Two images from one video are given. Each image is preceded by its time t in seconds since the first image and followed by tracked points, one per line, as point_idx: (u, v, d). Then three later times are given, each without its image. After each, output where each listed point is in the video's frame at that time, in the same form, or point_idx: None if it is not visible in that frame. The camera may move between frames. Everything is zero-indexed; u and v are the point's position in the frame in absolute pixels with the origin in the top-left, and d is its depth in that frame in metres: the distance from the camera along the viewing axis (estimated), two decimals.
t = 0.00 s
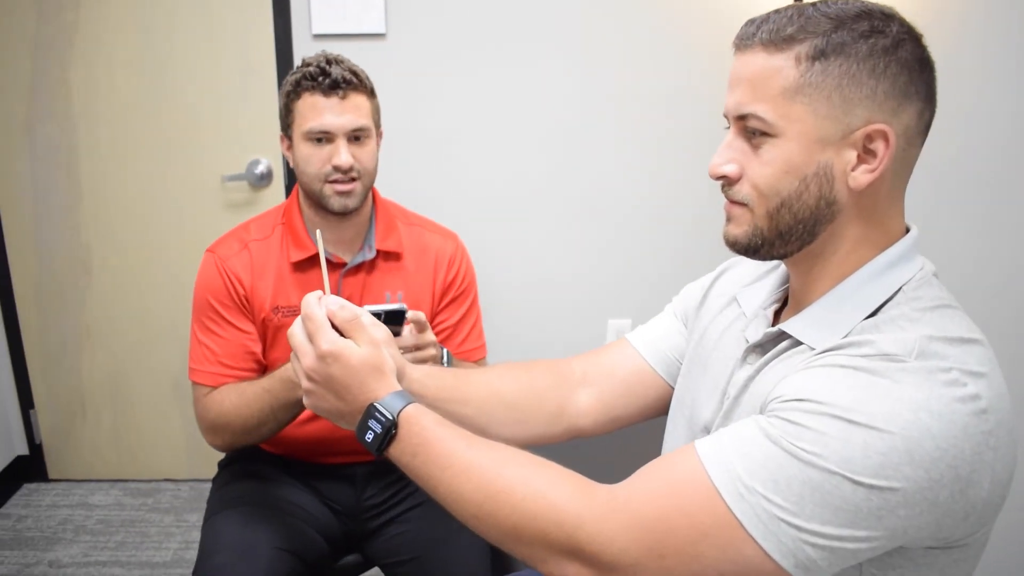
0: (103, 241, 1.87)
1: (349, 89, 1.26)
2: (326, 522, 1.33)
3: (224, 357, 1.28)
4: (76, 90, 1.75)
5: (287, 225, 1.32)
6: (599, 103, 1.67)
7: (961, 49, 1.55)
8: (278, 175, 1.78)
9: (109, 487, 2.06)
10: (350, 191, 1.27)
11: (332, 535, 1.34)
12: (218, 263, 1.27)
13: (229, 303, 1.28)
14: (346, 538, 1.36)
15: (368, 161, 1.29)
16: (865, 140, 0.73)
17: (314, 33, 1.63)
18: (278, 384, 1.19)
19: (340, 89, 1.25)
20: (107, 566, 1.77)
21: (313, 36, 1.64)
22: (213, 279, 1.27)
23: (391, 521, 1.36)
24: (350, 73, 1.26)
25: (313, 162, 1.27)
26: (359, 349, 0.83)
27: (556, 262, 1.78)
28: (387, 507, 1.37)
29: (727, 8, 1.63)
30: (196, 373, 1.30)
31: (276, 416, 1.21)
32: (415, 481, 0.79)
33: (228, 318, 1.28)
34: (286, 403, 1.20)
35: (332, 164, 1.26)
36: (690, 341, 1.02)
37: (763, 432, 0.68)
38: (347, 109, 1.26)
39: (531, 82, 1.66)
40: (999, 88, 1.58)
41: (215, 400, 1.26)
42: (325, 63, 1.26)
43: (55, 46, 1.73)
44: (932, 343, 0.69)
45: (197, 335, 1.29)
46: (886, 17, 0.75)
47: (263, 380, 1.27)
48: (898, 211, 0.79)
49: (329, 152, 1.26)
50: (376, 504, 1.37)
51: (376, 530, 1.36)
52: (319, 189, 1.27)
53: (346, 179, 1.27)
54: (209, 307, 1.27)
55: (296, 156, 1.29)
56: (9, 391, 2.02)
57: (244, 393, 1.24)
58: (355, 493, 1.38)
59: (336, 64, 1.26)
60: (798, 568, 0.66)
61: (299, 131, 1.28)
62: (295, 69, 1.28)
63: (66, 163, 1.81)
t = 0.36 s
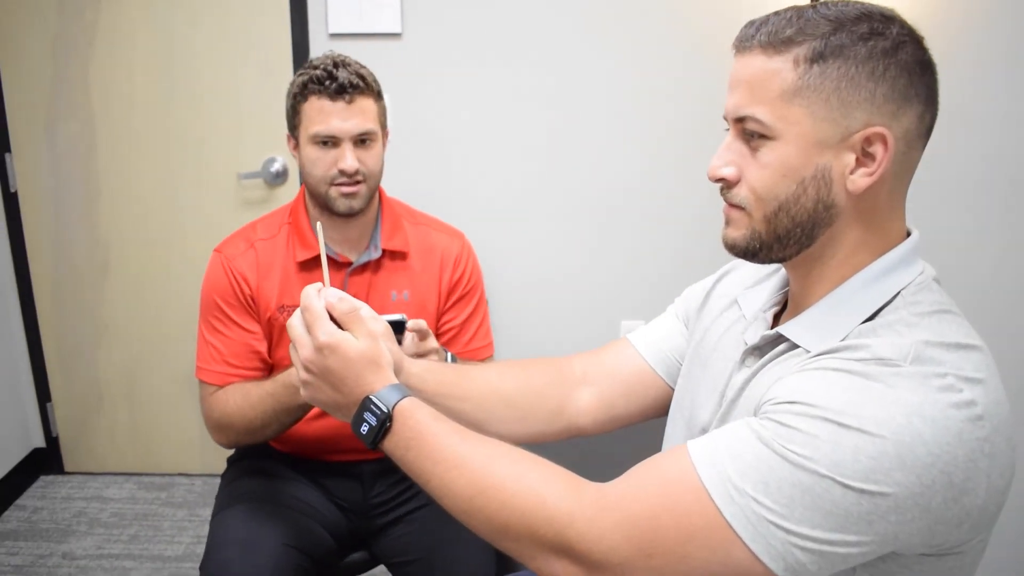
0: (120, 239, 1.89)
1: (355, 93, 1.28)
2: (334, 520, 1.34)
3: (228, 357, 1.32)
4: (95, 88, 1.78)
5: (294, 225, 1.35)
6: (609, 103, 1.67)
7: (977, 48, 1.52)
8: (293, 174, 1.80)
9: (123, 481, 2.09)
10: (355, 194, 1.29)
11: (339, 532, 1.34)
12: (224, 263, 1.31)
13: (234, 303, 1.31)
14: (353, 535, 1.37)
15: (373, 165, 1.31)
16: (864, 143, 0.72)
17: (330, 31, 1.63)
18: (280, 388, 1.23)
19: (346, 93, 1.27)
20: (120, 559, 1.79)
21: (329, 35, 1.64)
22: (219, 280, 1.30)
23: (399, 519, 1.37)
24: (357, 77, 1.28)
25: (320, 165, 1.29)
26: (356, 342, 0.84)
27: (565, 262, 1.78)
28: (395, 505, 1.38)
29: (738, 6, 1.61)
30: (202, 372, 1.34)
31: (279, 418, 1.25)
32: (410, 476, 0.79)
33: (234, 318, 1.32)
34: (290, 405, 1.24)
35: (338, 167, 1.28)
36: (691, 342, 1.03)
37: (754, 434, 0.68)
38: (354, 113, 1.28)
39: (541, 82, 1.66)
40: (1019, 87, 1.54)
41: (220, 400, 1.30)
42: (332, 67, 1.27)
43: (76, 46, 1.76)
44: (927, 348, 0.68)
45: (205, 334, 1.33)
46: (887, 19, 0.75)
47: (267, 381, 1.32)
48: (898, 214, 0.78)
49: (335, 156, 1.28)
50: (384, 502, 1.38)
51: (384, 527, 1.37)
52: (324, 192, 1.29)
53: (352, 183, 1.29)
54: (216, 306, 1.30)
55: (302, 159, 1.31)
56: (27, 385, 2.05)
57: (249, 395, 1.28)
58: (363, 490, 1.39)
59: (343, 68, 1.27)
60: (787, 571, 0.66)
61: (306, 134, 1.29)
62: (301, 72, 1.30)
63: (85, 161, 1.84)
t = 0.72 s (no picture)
0: (126, 253, 1.91)
1: (356, 104, 1.32)
2: (340, 530, 1.35)
3: (231, 374, 1.34)
4: (103, 104, 1.81)
5: (294, 240, 1.36)
6: (608, 113, 1.69)
7: (971, 53, 1.54)
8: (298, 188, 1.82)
9: (130, 493, 2.10)
10: (362, 203, 1.31)
11: (347, 543, 1.35)
12: (226, 280, 1.32)
13: (236, 319, 1.33)
14: (360, 547, 1.38)
15: (376, 173, 1.34)
16: (863, 154, 0.73)
17: (333, 46, 1.66)
18: (285, 405, 1.24)
19: (347, 104, 1.31)
20: (126, 572, 1.80)
21: (331, 50, 1.67)
22: (221, 297, 1.31)
23: (406, 531, 1.37)
24: (355, 88, 1.33)
25: (325, 178, 1.30)
26: (361, 353, 0.85)
27: (568, 270, 1.79)
28: (402, 516, 1.38)
29: (734, 15, 1.62)
30: (205, 389, 1.35)
31: (284, 434, 1.26)
32: (415, 486, 0.80)
33: (236, 335, 1.33)
34: (294, 422, 1.25)
35: (344, 177, 1.30)
36: (693, 352, 1.04)
37: (756, 442, 0.69)
38: (356, 124, 1.31)
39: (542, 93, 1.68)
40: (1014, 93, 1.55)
41: (224, 417, 1.32)
42: (331, 80, 1.32)
43: (84, 64, 1.78)
44: (927, 356, 0.69)
45: (207, 351, 1.35)
46: (885, 31, 0.76)
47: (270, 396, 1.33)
48: (897, 224, 0.79)
49: (340, 167, 1.31)
50: (391, 514, 1.39)
51: (391, 539, 1.38)
52: (331, 204, 1.31)
53: (358, 192, 1.31)
54: (218, 324, 1.32)
55: (307, 173, 1.33)
56: (33, 399, 2.06)
57: (252, 412, 1.29)
58: (370, 502, 1.39)
59: (342, 81, 1.32)
60: None
61: (309, 148, 1.32)
62: (300, 88, 1.33)
63: (92, 176, 1.86)
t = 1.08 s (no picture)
0: (124, 252, 1.91)
1: (347, 102, 1.36)
2: (338, 529, 1.35)
3: (228, 375, 1.34)
4: (101, 104, 1.81)
5: (285, 241, 1.38)
6: (608, 113, 1.69)
7: (967, 54, 1.55)
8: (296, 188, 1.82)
9: (128, 493, 2.10)
10: (357, 200, 1.34)
11: (346, 541, 1.36)
12: (219, 281, 1.33)
13: (230, 320, 1.34)
14: (359, 545, 1.38)
15: (369, 171, 1.37)
16: (860, 155, 0.74)
17: (330, 47, 1.67)
18: (282, 403, 1.24)
19: (339, 103, 1.35)
20: (124, 571, 1.80)
21: (329, 51, 1.68)
22: (214, 298, 1.32)
23: (404, 526, 1.38)
24: (346, 87, 1.37)
25: (320, 176, 1.33)
26: (361, 350, 0.86)
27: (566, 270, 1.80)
28: (400, 512, 1.39)
29: (733, 15, 1.63)
30: (201, 390, 1.35)
31: (282, 432, 1.26)
32: (415, 483, 0.81)
33: (231, 335, 1.34)
34: (291, 420, 1.25)
35: (339, 174, 1.33)
36: (691, 351, 1.04)
37: (754, 440, 0.69)
38: (348, 122, 1.35)
39: (541, 92, 1.68)
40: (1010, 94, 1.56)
41: (221, 418, 1.32)
42: (322, 80, 1.36)
43: (83, 63, 1.79)
44: (923, 355, 0.70)
45: (202, 352, 1.35)
46: (883, 34, 0.76)
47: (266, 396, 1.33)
48: (893, 225, 0.80)
49: (334, 164, 1.34)
50: (389, 510, 1.39)
51: (389, 535, 1.38)
52: (326, 202, 1.33)
53: (353, 189, 1.33)
54: (212, 325, 1.33)
55: (301, 172, 1.36)
56: (31, 399, 2.06)
57: (249, 411, 1.29)
58: (367, 499, 1.40)
59: (332, 80, 1.36)
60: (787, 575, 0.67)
61: (302, 148, 1.35)
62: (291, 89, 1.37)
63: (90, 175, 1.87)
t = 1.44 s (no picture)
0: (116, 255, 1.91)
1: (339, 105, 1.36)
2: (333, 529, 1.35)
3: (217, 377, 1.34)
4: (93, 107, 1.80)
5: (277, 244, 1.37)
6: (602, 114, 1.69)
7: (959, 55, 1.55)
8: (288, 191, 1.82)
9: (120, 497, 2.09)
10: (349, 202, 1.34)
11: (340, 542, 1.35)
12: (209, 284, 1.34)
13: (220, 322, 1.34)
14: (353, 548, 1.38)
15: (360, 174, 1.37)
16: (849, 159, 0.74)
17: (323, 50, 1.67)
18: (270, 407, 1.25)
19: (331, 107, 1.35)
20: None
21: (322, 54, 1.68)
22: (204, 300, 1.33)
23: (397, 528, 1.38)
24: (336, 90, 1.37)
25: (312, 179, 1.34)
26: (352, 354, 0.86)
27: (561, 271, 1.80)
28: (393, 514, 1.39)
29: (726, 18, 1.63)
30: (190, 394, 1.36)
31: (269, 435, 1.27)
32: (406, 487, 0.81)
33: (220, 338, 1.34)
34: (278, 423, 1.26)
35: (331, 177, 1.33)
36: (683, 354, 1.04)
37: (745, 443, 0.69)
38: (340, 125, 1.35)
39: (536, 93, 1.68)
40: (1003, 95, 1.57)
41: (210, 421, 1.33)
42: (313, 84, 1.36)
43: (74, 66, 1.78)
44: (913, 358, 0.70)
45: (193, 355, 1.36)
46: (872, 38, 0.77)
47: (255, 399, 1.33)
48: (883, 229, 0.80)
49: (327, 167, 1.34)
50: (382, 511, 1.39)
51: (383, 537, 1.38)
52: (319, 205, 1.33)
53: (345, 192, 1.34)
54: (202, 327, 1.33)
55: (293, 175, 1.35)
56: (23, 403, 2.05)
57: (238, 414, 1.30)
58: (360, 500, 1.40)
59: (323, 84, 1.36)
60: None
61: (294, 151, 1.35)
62: (282, 93, 1.37)
63: (82, 178, 1.86)
